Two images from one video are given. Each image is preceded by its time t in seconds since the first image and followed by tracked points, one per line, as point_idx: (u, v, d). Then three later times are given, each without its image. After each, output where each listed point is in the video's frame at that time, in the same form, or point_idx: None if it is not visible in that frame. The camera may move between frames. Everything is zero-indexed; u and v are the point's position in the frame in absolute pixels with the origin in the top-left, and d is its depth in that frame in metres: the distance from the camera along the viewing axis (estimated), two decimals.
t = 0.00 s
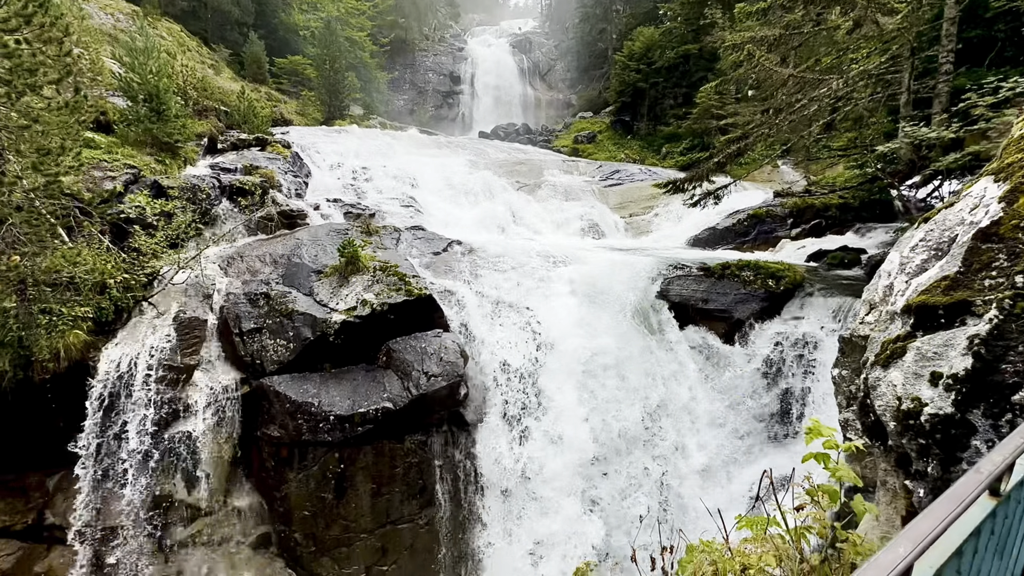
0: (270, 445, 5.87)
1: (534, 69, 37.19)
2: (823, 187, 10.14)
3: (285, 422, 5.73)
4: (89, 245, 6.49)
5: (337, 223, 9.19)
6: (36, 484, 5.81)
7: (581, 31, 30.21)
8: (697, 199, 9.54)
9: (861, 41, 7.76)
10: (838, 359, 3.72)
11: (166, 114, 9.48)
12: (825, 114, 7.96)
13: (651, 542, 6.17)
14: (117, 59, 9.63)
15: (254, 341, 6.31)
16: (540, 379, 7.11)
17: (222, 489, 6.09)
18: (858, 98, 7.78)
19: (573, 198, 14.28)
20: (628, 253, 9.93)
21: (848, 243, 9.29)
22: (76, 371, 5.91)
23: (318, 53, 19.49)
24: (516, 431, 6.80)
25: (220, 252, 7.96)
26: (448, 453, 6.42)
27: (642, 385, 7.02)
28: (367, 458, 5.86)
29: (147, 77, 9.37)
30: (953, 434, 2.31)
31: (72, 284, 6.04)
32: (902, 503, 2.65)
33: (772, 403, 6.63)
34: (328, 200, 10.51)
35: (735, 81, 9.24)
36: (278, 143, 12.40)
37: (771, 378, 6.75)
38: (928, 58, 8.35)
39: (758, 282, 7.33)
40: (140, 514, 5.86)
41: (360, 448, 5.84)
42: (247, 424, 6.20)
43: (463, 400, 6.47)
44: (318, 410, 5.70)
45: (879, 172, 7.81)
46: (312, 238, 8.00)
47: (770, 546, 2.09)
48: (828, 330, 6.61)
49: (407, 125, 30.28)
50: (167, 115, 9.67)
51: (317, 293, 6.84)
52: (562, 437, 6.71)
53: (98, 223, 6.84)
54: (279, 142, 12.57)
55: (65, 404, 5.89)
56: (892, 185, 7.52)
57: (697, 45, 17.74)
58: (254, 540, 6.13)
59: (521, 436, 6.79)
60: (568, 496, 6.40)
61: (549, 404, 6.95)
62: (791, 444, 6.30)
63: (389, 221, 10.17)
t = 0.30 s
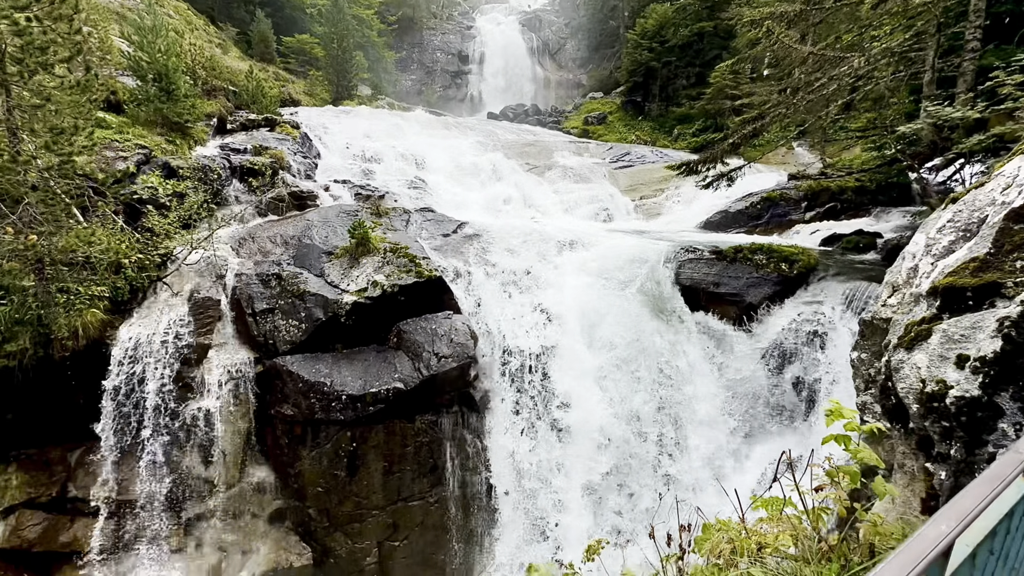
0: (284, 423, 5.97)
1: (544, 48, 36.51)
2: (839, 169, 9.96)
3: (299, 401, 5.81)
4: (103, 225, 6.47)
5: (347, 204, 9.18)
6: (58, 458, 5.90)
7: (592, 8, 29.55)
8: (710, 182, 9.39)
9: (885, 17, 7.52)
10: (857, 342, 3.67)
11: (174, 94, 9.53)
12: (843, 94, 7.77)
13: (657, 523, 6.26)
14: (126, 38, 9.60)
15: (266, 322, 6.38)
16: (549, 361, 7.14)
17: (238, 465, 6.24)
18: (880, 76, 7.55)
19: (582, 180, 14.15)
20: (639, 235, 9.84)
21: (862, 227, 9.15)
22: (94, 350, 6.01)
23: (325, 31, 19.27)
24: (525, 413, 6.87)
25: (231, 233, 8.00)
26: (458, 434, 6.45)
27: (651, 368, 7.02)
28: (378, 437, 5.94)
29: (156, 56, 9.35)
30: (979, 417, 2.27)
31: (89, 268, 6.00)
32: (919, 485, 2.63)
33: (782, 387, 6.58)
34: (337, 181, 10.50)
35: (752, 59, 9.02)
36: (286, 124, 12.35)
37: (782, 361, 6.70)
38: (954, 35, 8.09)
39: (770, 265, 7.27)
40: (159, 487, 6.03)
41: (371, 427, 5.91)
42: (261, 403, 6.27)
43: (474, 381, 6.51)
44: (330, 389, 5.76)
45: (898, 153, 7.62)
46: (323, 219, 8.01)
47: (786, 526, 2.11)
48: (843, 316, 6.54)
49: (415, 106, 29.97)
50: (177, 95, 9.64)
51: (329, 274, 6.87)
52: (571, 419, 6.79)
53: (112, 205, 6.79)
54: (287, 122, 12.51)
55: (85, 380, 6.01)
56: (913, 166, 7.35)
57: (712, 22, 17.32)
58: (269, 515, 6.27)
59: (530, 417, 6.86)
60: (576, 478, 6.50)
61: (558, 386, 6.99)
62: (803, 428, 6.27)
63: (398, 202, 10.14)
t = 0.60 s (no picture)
0: (297, 402, 6.05)
1: (554, 27, 35.86)
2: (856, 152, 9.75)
3: (312, 380, 5.88)
4: (119, 206, 6.49)
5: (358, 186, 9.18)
6: (81, 433, 6.07)
7: None
8: (723, 164, 9.25)
9: None
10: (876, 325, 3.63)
11: (185, 76, 9.53)
12: (865, 74, 7.57)
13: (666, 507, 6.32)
14: (136, 17, 9.57)
15: (279, 303, 6.44)
16: (558, 343, 7.15)
17: (254, 442, 6.37)
18: (903, 56, 7.29)
19: (593, 163, 14.01)
20: (650, 219, 9.75)
21: (879, 212, 9.00)
22: (112, 330, 6.09)
23: (334, 11, 19.03)
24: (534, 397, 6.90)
25: (243, 215, 8.03)
26: (469, 415, 6.51)
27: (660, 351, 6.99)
28: (390, 417, 6.01)
29: (166, 35, 9.33)
30: (1003, 401, 2.24)
31: (106, 249, 6.03)
32: (936, 469, 2.62)
33: (794, 373, 6.50)
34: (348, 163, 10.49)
35: (770, 38, 8.78)
36: (295, 105, 12.29)
37: (794, 344, 6.59)
38: (982, 11, 7.81)
39: (785, 249, 7.21)
40: (178, 464, 6.18)
41: (383, 408, 5.99)
42: (275, 382, 6.37)
43: (485, 363, 6.54)
44: (343, 370, 5.82)
45: (919, 135, 7.42)
46: (334, 201, 8.02)
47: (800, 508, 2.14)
48: (858, 301, 6.47)
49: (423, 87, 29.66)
50: (187, 75, 9.62)
51: (340, 255, 6.90)
52: (579, 401, 6.85)
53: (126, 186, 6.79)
54: (296, 103, 12.46)
55: (104, 359, 6.09)
56: (935, 148, 7.19)
57: None
58: (284, 491, 6.42)
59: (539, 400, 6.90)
60: (584, 461, 6.55)
61: (567, 368, 7.02)
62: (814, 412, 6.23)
63: (408, 184, 10.12)
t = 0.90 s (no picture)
0: (310, 384, 6.14)
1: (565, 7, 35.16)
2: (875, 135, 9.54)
3: (324, 362, 5.96)
4: (133, 188, 6.54)
5: (368, 169, 9.15)
6: (100, 412, 6.19)
7: None
8: (738, 148, 9.10)
9: None
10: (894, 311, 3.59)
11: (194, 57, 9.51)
12: (886, 54, 7.36)
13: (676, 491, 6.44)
14: None
15: (291, 286, 6.51)
16: (568, 328, 7.17)
17: (268, 422, 6.49)
18: (926, 34, 6.84)
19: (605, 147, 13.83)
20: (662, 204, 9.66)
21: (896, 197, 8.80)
22: (130, 311, 6.17)
23: None
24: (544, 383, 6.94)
25: (254, 198, 8.06)
26: (478, 398, 6.57)
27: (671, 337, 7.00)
28: (400, 399, 6.09)
29: (175, 16, 9.31)
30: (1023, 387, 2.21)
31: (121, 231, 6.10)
32: (951, 454, 2.61)
33: (805, 360, 6.52)
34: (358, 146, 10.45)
35: (788, 17, 8.56)
36: (305, 87, 12.23)
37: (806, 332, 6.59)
38: None
39: (799, 234, 7.08)
40: (195, 443, 6.32)
41: (394, 390, 6.06)
42: (287, 363, 6.50)
43: (495, 346, 6.57)
44: (355, 352, 5.89)
45: (941, 117, 7.23)
46: (345, 185, 8.02)
47: (810, 491, 2.15)
48: (873, 288, 6.37)
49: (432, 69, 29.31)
50: (197, 57, 9.60)
51: (351, 238, 6.92)
52: (589, 386, 6.90)
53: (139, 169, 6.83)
54: (305, 85, 12.40)
55: (122, 340, 6.18)
56: (958, 131, 7.01)
57: None
58: (297, 470, 6.54)
59: (549, 384, 6.95)
60: (594, 445, 6.64)
61: (577, 353, 7.05)
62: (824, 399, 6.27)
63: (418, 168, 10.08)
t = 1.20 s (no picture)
0: (321, 366, 6.22)
1: None
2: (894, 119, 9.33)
3: (336, 345, 6.02)
4: (146, 171, 6.59)
5: (378, 153, 9.12)
6: (118, 392, 6.34)
7: None
8: (752, 133, 8.94)
9: None
10: (914, 298, 3.53)
11: (204, 41, 9.51)
12: (909, 34, 7.13)
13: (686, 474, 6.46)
14: None
15: (301, 270, 6.56)
16: (578, 314, 7.16)
17: (281, 403, 6.61)
18: (951, 13, 6.41)
19: (616, 131, 13.65)
20: (674, 189, 9.55)
21: (914, 183, 8.67)
22: (145, 294, 6.23)
23: None
24: (553, 368, 6.96)
25: (265, 183, 8.08)
26: (487, 382, 6.61)
27: (683, 323, 6.95)
28: (410, 382, 6.13)
29: None
30: None
31: (135, 214, 6.13)
32: (967, 441, 2.57)
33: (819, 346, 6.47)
34: (367, 131, 10.41)
35: None
36: (314, 70, 12.16)
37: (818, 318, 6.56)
38: None
39: (812, 220, 7.03)
40: (209, 423, 6.44)
41: (404, 373, 6.10)
42: (298, 345, 6.59)
43: (504, 330, 6.60)
44: (365, 335, 5.94)
45: (964, 100, 7.05)
46: (355, 170, 8.01)
47: (822, 475, 2.15)
48: (888, 273, 6.24)
49: (442, 52, 28.94)
50: (207, 40, 9.57)
51: (361, 223, 6.92)
52: (599, 372, 6.90)
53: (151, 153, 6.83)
54: (315, 68, 12.33)
55: (138, 321, 6.27)
56: (983, 114, 6.81)
57: None
58: (310, 451, 6.67)
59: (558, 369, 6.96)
60: (603, 430, 6.67)
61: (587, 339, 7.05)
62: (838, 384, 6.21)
63: (428, 152, 10.03)
